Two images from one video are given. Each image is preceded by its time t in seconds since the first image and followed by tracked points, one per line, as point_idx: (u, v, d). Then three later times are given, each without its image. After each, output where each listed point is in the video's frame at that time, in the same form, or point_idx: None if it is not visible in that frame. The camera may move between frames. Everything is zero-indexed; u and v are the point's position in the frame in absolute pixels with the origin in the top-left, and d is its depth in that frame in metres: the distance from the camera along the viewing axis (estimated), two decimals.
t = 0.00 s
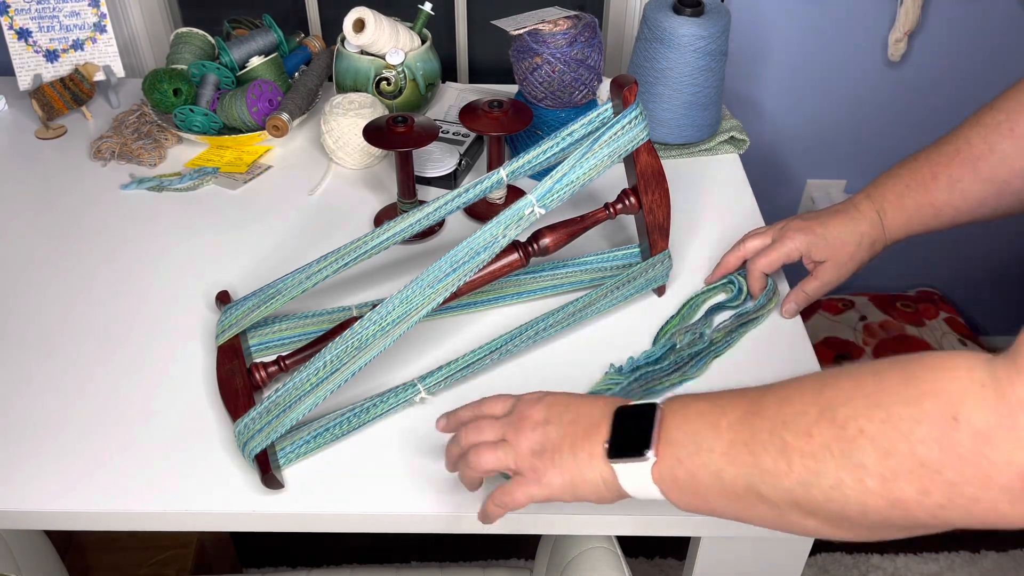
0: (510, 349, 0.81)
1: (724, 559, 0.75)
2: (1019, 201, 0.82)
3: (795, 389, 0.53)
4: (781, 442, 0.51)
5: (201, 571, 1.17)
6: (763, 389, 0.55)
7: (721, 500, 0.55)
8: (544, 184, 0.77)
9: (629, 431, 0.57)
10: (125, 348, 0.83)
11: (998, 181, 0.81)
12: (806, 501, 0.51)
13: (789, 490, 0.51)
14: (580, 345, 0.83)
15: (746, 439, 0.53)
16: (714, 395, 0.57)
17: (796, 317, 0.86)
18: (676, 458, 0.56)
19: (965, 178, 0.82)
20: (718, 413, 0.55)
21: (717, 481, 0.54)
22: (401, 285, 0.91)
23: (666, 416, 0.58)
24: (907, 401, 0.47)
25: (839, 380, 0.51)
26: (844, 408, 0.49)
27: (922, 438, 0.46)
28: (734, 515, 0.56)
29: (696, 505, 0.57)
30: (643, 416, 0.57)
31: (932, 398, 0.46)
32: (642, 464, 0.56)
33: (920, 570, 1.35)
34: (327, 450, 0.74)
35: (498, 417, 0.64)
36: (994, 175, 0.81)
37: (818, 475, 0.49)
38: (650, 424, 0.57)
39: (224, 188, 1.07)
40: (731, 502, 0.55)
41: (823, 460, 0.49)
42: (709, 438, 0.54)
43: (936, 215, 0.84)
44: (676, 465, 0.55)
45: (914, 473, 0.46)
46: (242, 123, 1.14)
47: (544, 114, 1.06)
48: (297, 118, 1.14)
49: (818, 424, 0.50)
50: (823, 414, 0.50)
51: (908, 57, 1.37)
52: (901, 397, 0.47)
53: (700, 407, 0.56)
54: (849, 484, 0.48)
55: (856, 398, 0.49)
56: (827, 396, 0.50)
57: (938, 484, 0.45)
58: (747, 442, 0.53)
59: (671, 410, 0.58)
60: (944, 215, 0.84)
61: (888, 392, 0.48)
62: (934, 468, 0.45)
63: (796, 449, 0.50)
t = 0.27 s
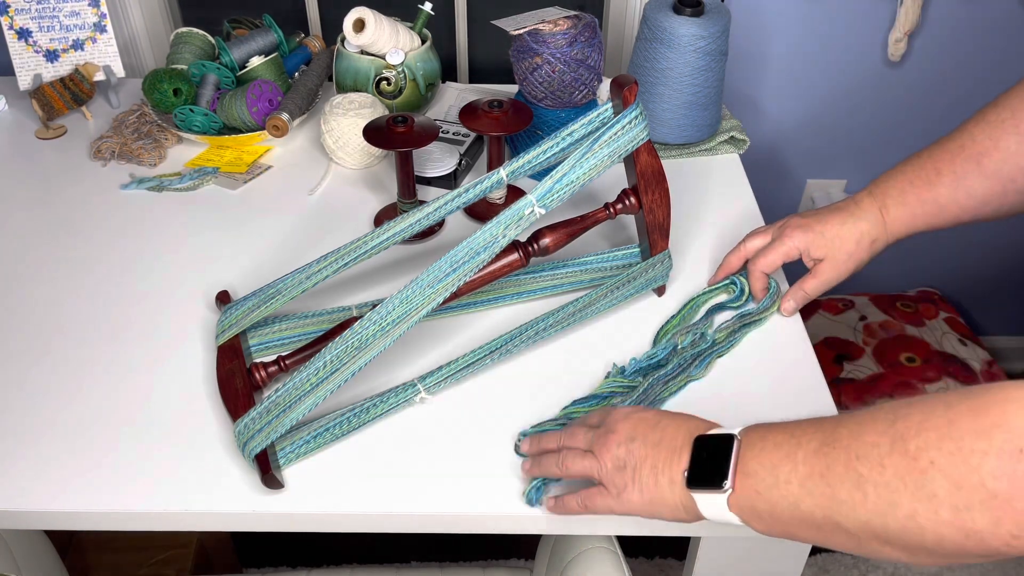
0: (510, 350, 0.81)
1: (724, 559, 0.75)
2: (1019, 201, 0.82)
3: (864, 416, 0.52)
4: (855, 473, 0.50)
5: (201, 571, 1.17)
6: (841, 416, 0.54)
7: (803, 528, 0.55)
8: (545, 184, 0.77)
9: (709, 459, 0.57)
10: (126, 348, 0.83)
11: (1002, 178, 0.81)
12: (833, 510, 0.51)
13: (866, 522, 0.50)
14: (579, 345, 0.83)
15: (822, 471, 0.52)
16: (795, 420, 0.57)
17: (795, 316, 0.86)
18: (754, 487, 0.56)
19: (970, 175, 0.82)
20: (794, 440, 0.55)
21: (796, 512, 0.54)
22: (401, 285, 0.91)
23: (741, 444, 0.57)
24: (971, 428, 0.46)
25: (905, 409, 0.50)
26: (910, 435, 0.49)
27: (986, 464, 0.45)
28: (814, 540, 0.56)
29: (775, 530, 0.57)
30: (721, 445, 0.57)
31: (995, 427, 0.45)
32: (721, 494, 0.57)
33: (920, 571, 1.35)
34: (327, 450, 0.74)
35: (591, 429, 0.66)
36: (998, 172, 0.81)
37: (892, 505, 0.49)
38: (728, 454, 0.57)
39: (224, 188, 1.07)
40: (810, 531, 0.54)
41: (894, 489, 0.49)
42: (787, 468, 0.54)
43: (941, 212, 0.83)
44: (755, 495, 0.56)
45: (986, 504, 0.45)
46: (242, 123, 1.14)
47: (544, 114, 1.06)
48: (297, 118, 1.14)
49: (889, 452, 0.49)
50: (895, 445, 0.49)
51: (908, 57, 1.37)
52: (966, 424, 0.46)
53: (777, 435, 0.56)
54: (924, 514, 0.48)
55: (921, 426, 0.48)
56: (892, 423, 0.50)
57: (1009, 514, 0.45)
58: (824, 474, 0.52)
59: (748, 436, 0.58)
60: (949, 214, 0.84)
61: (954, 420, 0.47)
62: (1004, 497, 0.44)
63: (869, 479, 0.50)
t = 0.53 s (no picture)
0: (510, 350, 0.81)
1: (724, 559, 0.75)
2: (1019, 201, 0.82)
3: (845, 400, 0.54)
4: (826, 450, 0.53)
5: (201, 571, 1.17)
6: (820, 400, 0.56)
7: (774, 508, 0.57)
8: (544, 184, 0.77)
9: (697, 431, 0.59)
10: (126, 348, 0.83)
11: (1005, 181, 0.81)
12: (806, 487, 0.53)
13: (833, 497, 0.52)
14: (579, 346, 0.83)
15: (795, 447, 0.55)
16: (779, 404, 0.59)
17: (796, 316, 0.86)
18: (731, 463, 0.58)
19: (972, 178, 0.82)
20: (774, 420, 0.57)
21: (768, 488, 0.56)
22: (401, 285, 0.91)
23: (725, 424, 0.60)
24: (944, 411, 0.48)
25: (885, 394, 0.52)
26: (885, 419, 0.51)
27: (954, 444, 0.47)
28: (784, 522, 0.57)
29: (749, 511, 0.58)
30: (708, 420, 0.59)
31: (968, 412, 0.47)
32: (699, 467, 0.58)
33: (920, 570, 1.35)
34: (327, 450, 0.74)
35: (584, 373, 0.68)
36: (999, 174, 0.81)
37: (858, 482, 0.51)
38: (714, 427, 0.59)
39: (224, 188, 1.07)
40: (780, 509, 0.56)
41: (864, 467, 0.51)
42: (762, 444, 0.57)
43: (943, 215, 0.84)
44: (730, 472, 0.58)
45: (952, 484, 0.47)
46: (242, 123, 1.14)
47: (544, 114, 1.06)
48: (297, 118, 1.14)
49: (862, 432, 0.52)
50: (869, 426, 0.51)
51: (908, 57, 1.37)
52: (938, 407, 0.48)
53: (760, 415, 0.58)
54: (890, 493, 0.49)
55: (896, 410, 0.50)
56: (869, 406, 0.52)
57: (972, 495, 0.46)
58: (797, 451, 0.55)
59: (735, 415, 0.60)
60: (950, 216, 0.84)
61: (929, 405, 0.49)
62: (971, 478, 0.46)
63: (840, 458, 0.52)
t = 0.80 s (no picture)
0: (510, 349, 0.81)
1: (724, 559, 0.75)
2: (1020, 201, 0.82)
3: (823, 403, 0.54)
4: (800, 453, 0.53)
5: (201, 571, 1.17)
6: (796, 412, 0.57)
7: (754, 517, 0.57)
8: (544, 184, 0.77)
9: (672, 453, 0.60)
10: (125, 348, 0.83)
11: (1009, 183, 0.80)
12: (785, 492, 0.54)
13: (810, 500, 0.52)
14: (579, 346, 0.83)
15: (769, 454, 0.55)
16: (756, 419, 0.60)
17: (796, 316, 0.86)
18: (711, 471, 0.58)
19: (976, 179, 0.81)
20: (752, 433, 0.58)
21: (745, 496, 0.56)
22: (401, 285, 0.91)
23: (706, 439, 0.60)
24: (910, 400, 0.48)
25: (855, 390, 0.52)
26: (855, 415, 0.51)
27: (921, 432, 0.47)
28: (766, 534, 0.57)
29: (729, 521, 0.58)
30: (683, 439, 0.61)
31: (934, 401, 0.47)
32: (676, 480, 0.59)
33: (920, 570, 1.35)
34: (327, 450, 0.74)
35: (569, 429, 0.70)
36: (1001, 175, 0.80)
37: (831, 482, 0.51)
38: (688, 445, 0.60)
39: (224, 188, 1.07)
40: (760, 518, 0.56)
41: (836, 467, 0.51)
42: (737, 456, 0.57)
43: (946, 215, 0.83)
44: (708, 481, 0.58)
45: (921, 474, 0.47)
46: (242, 123, 1.14)
47: (544, 114, 1.06)
48: (297, 119, 1.14)
49: (834, 433, 0.52)
50: (840, 424, 0.52)
51: (908, 57, 1.37)
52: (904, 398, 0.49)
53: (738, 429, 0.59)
54: (864, 491, 0.50)
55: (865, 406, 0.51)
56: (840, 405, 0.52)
57: (942, 482, 0.46)
58: (772, 458, 0.55)
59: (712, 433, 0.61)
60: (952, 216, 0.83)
61: (895, 398, 0.49)
62: (938, 465, 0.46)
63: (813, 460, 0.52)
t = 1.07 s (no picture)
0: (510, 349, 0.81)
1: (724, 558, 0.75)
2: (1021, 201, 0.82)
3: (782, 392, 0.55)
4: (761, 450, 0.53)
5: (201, 571, 1.17)
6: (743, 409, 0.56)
7: (713, 515, 0.57)
8: (544, 184, 0.77)
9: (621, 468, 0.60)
10: (125, 347, 0.83)
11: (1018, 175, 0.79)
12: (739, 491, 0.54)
13: (773, 496, 0.53)
14: (580, 346, 0.83)
15: (729, 452, 0.54)
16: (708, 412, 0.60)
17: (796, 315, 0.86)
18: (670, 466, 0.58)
19: (977, 179, 0.81)
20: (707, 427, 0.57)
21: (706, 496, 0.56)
22: (402, 285, 0.91)
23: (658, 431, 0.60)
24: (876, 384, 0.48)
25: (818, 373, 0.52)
26: (818, 401, 0.51)
27: (881, 415, 0.47)
28: (727, 527, 0.58)
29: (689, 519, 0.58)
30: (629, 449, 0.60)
31: (895, 385, 0.47)
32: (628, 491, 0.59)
33: (919, 570, 1.35)
34: (327, 450, 0.74)
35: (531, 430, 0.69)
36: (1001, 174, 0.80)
37: (798, 473, 0.51)
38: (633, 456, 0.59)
39: (224, 188, 1.07)
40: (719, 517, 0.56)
41: (803, 459, 0.51)
42: (696, 453, 0.56)
43: (955, 209, 0.83)
44: (666, 484, 0.58)
45: (886, 458, 0.47)
46: (242, 123, 1.14)
47: (544, 114, 1.06)
48: (297, 119, 1.14)
49: (798, 427, 0.51)
50: (802, 417, 0.51)
51: (908, 57, 1.37)
52: (869, 379, 0.49)
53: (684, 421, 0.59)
54: (827, 479, 0.49)
55: (830, 391, 0.50)
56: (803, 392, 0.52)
57: (907, 465, 0.46)
58: (732, 455, 0.54)
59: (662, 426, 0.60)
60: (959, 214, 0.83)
61: (860, 385, 0.49)
62: (904, 449, 0.46)
63: (779, 458, 0.52)
